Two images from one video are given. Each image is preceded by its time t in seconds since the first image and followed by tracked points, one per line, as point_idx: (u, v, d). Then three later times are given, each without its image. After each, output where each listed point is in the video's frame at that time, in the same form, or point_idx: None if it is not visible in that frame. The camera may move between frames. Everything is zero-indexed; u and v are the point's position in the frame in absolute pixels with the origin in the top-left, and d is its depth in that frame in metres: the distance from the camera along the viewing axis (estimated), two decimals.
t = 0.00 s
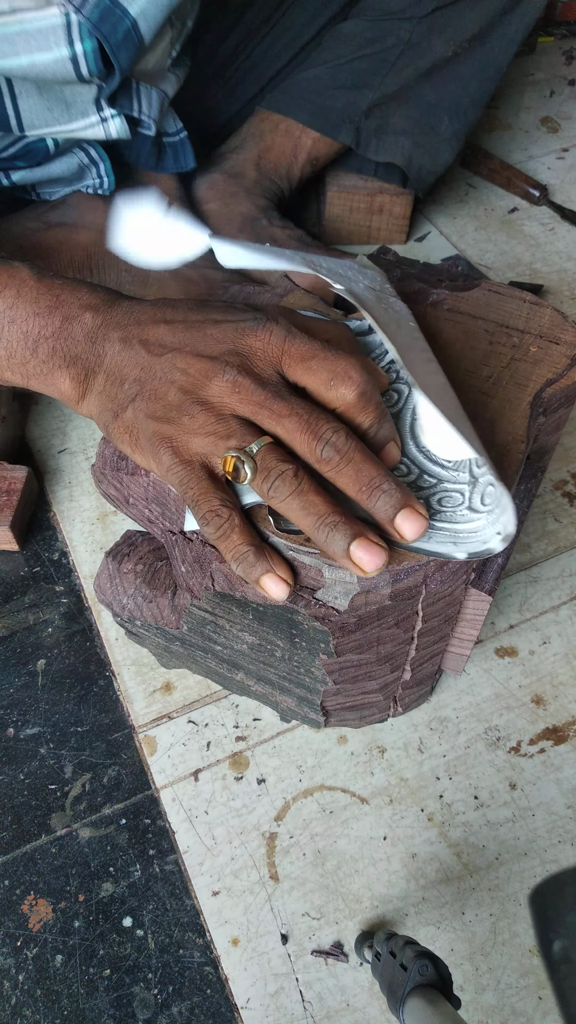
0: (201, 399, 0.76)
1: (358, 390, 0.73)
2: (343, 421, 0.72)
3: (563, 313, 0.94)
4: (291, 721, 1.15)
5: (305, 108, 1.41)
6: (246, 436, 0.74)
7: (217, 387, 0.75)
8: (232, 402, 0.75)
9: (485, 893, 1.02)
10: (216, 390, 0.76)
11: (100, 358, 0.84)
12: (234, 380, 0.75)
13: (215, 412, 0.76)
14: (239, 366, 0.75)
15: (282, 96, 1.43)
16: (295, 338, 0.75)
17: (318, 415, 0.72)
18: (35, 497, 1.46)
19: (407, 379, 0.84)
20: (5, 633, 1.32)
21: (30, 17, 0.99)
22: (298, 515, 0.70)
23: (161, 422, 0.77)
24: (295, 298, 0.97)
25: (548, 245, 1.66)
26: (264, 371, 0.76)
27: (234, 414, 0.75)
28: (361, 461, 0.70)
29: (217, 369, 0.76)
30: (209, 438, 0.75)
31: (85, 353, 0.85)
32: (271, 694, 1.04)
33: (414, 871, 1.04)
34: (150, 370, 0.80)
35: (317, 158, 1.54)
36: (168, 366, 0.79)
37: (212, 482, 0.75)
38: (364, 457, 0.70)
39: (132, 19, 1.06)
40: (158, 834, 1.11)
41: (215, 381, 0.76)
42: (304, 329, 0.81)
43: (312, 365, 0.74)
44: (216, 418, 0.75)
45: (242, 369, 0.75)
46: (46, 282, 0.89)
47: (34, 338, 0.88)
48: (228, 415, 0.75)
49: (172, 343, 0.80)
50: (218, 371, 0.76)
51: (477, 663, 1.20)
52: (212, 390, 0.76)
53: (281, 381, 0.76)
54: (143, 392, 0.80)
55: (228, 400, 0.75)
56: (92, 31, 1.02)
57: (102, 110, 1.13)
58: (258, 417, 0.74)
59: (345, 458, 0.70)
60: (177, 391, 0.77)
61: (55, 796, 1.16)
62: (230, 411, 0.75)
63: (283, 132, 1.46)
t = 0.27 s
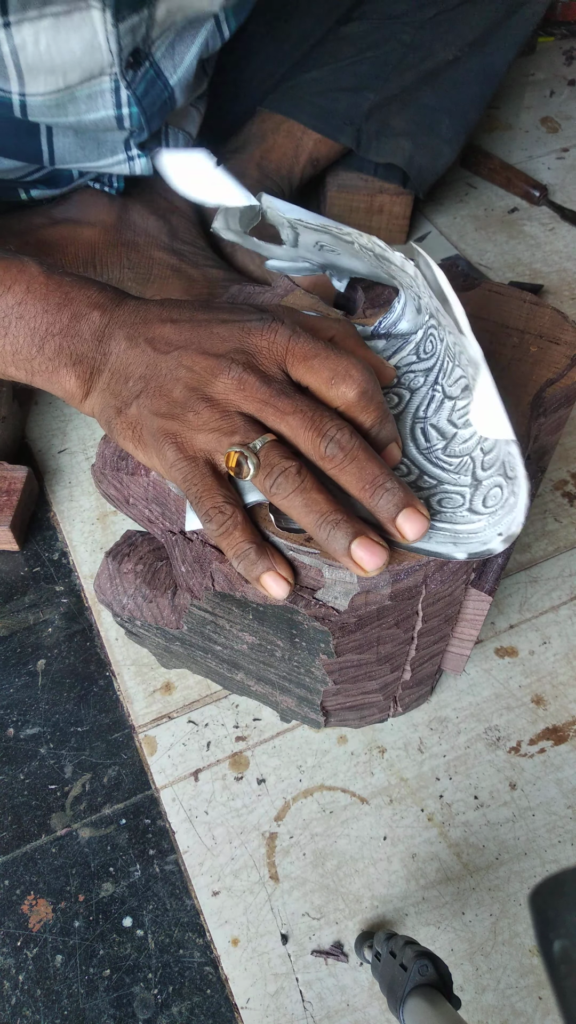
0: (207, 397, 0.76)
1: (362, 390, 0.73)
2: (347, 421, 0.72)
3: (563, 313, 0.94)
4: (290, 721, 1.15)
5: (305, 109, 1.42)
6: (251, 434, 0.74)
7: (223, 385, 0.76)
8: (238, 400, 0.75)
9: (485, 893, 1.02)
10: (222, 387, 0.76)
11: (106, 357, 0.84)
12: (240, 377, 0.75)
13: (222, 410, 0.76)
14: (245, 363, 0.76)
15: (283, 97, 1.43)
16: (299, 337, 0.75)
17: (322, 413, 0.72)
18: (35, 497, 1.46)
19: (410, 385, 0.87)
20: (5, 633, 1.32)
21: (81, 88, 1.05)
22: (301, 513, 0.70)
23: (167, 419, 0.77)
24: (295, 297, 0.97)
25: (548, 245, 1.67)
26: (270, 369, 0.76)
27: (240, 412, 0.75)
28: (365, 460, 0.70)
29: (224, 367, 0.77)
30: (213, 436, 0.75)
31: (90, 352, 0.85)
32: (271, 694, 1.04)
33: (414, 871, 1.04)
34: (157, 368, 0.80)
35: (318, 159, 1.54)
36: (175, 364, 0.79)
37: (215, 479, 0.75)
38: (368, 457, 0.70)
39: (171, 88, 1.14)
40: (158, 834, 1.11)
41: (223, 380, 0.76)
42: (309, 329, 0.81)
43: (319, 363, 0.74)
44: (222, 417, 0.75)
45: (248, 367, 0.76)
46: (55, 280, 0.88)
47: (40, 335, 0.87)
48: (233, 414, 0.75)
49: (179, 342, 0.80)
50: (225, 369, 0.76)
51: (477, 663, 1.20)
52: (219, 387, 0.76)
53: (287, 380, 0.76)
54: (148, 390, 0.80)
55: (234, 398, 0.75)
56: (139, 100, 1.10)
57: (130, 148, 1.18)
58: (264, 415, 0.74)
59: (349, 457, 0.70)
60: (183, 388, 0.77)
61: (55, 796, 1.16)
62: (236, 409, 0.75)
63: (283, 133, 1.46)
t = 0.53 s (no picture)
0: (208, 397, 0.76)
1: (363, 389, 0.73)
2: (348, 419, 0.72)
3: (563, 313, 0.94)
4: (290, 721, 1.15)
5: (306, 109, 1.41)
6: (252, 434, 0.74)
7: (224, 385, 0.76)
8: (238, 400, 0.75)
9: (485, 893, 1.02)
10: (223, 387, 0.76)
11: (106, 358, 0.84)
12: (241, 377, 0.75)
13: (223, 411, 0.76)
14: (246, 363, 0.76)
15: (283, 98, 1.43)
16: (300, 337, 0.75)
17: (322, 414, 0.72)
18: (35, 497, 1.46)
19: (410, 386, 0.88)
20: (5, 633, 1.32)
21: (105, 118, 1.09)
22: (302, 513, 0.70)
23: (169, 419, 0.77)
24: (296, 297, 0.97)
25: (548, 245, 1.67)
26: (270, 369, 0.76)
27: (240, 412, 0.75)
28: (366, 460, 0.70)
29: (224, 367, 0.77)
30: (215, 436, 0.75)
31: (91, 353, 0.85)
32: (271, 694, 1.04)
33: (414, 871, 1.04)
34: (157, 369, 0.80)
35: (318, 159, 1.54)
36: (176, 364, 0.79)
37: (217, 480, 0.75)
38: (370, 457, 0.70)
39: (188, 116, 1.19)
40: (158, 835, 1.11)
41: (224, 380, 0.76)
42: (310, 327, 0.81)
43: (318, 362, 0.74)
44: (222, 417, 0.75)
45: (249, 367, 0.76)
46: (56, 280, 0.87)
47: (41, 336, 0.86)
48: (234, 414, 0.75)
49: (179, 342, 0.80)
50: (226, 369, 0.76)
51: (477, 663, 1.20)
52: (220, 388, 0.76)
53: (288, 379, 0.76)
54: (149, 390, 0.80)
55: (235, 399, 0.75)
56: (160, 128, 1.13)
57: (141, 170, 1.19)
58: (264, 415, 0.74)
59: (350, 457, 0.69)
60: (185, 388, 0.78)
61: (55, 796, 1.16)
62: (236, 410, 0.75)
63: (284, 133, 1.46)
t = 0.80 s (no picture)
0: (207, 399, 0.76)
1: (362, 389, 0.73)
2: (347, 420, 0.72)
3: (563, 313, 0.94)
4: (290, 721, 1.15)
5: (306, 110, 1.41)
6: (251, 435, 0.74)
7: (224, 385, 0.76)
8: (238, 401, 0.75)
9: (485, 893, 1.02)
10: (222, 388, 0.76)
11: (106, 358, 0.84)
12: (241, 378, 0.75)
13: (222, 411, 0.76)
14: (246, 364, 0.76)
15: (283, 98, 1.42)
16: (300, 338, 0.75)
17: (322, 414, 0.72)
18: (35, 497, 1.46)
19: (410, 386, 0.88)
20: (5, 633, 1.32)
21: (102, 132, 1.08)
22: (301, 513, 0.70)
23: (169, 420, 0.77)
24: (295, 298, 0.98)
25: (548, 245, 1.67)
26: (269, 369, 0.76)
27: (239, 412, 0.75)
28: (366, 461, 0.70)
29: (221, 368, 0.77)
30: (214, 436, 0.75)
31: (90, 354, 0.85)
32: (271, 694, 1.04)
33: (414, 871, 1.04)
34: (156, 370, 0.80)
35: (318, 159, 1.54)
36: (175, 364, 0.79)
37: (217, 480, 0.75)
38: (370, 457, 0.70)
39: (184, 125, 1.16)
40: (158, 834, 1.11)
41: (223, 381, 0.76)
42: (309, 328, 0.81)
43: (317, 363, 0.74)
44: (222, 417, 0.75)
45: (248, 368, 0.76)
46: (55, 281, 0.87)
47: (40, 337, 0.86)
48: (234, 414, 0.75)
49: (179, 342, 0.80)
50: (225, 369, 0.76)
51: (477, 663, 1.20)
52: (220, 388, 0.76)
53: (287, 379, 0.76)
54: (149, 391, 0.80)
55: (234, 399, 0.75)
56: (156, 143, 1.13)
57: (137, 178, 1.19)
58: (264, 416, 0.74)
59: (350, 457, 0.69)
60: (184, 388, 0.78)
61: (55, 796, 1.16)
62: (235, 410, 0.75)
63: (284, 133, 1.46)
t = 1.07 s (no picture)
0: (207, 399, 0.76)
1: (362, 389, 0.73)
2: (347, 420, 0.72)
3: (563, 313, 0.94)
4: (290, 721, 1.15)
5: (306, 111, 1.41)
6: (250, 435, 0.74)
7: (223, 385, 0.76)
8: (238, 401, 0.75)
9: (485, 893, 1.02)
10: (222, 388, 0.76)
11: (105, 359, 0.84)
12: (240, 378, 0.75)
13: (221, 411, 0.76)
14: (245, 364, 0.76)
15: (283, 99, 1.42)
16: (299, 338, 0.75)
17: (322, 414, 0.72)
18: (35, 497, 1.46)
19: (411, 386, 0.87)
20: (5, 633, 1.32)
21: (96, 146, 1.11)
22: (301, 513, 0.70)
23: (168, 420, 0.77)
24: (295, 298, 0.97)
25: (548, 245, 1.67)
26: (269, 369, 0.76)
27: (239, 412, 0.75)
28: (366, 461, 0.70)
29: (221, 368, 0.77)
30: (213, 436, 0.75)
31: (89, 354, 0.84)
32: (271, 694, 1.04)
33: (414, 871, 1.04)
34: (155, 370, 0.80)
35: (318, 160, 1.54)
36: (175, 364, 0.79)
37: (217, 480, 0.75)
38: (369, 457, 0.70)
39: (179, 136, 1.22)
40: (158, 834, 1.11)
41: (223, 381, 0.76)
42: (308, 328, 0.81)
43: (316, 363, 0.74)
44: (222, 417, 0.75)
45: (247, 368, 0.76)
46: (54, 282, 0.87)
47: (40, 338, 0.86)
48: (233, 414, 0.75)
49: (178, 343, 0.80)
50: (225, 370, 0.76)
51: (477, 663, 1.20)
52: (219, 388, 0.76)
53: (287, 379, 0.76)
54: (148, 391, 0.80)
55: (234, 399, 0.75)
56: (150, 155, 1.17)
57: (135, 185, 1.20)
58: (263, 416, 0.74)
59: (350, 457, 0.70)
60: (184, 388, 0.78)
61: (55, 796, 1.16)
62: (235, 410, 0.75)
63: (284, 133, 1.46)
